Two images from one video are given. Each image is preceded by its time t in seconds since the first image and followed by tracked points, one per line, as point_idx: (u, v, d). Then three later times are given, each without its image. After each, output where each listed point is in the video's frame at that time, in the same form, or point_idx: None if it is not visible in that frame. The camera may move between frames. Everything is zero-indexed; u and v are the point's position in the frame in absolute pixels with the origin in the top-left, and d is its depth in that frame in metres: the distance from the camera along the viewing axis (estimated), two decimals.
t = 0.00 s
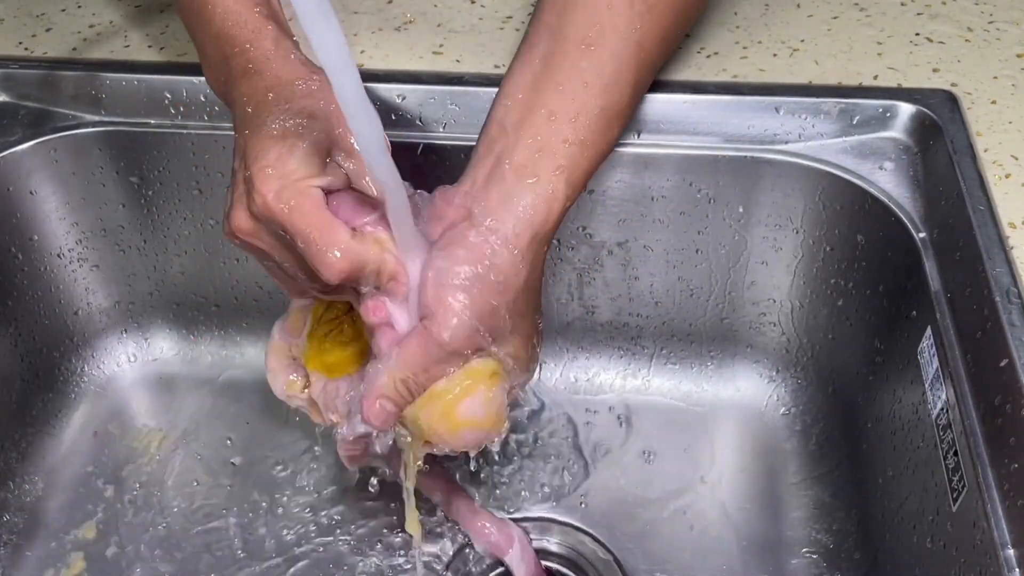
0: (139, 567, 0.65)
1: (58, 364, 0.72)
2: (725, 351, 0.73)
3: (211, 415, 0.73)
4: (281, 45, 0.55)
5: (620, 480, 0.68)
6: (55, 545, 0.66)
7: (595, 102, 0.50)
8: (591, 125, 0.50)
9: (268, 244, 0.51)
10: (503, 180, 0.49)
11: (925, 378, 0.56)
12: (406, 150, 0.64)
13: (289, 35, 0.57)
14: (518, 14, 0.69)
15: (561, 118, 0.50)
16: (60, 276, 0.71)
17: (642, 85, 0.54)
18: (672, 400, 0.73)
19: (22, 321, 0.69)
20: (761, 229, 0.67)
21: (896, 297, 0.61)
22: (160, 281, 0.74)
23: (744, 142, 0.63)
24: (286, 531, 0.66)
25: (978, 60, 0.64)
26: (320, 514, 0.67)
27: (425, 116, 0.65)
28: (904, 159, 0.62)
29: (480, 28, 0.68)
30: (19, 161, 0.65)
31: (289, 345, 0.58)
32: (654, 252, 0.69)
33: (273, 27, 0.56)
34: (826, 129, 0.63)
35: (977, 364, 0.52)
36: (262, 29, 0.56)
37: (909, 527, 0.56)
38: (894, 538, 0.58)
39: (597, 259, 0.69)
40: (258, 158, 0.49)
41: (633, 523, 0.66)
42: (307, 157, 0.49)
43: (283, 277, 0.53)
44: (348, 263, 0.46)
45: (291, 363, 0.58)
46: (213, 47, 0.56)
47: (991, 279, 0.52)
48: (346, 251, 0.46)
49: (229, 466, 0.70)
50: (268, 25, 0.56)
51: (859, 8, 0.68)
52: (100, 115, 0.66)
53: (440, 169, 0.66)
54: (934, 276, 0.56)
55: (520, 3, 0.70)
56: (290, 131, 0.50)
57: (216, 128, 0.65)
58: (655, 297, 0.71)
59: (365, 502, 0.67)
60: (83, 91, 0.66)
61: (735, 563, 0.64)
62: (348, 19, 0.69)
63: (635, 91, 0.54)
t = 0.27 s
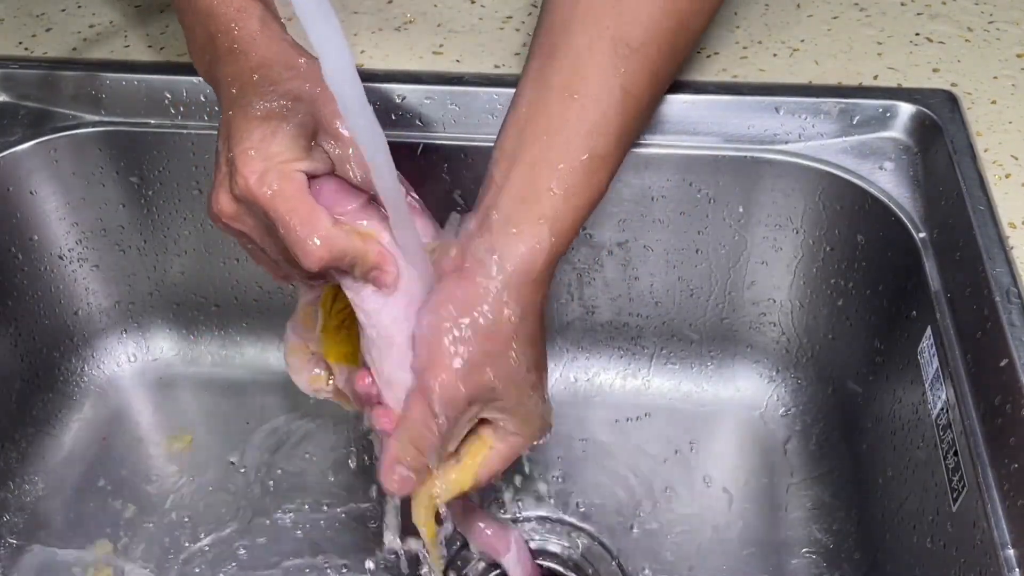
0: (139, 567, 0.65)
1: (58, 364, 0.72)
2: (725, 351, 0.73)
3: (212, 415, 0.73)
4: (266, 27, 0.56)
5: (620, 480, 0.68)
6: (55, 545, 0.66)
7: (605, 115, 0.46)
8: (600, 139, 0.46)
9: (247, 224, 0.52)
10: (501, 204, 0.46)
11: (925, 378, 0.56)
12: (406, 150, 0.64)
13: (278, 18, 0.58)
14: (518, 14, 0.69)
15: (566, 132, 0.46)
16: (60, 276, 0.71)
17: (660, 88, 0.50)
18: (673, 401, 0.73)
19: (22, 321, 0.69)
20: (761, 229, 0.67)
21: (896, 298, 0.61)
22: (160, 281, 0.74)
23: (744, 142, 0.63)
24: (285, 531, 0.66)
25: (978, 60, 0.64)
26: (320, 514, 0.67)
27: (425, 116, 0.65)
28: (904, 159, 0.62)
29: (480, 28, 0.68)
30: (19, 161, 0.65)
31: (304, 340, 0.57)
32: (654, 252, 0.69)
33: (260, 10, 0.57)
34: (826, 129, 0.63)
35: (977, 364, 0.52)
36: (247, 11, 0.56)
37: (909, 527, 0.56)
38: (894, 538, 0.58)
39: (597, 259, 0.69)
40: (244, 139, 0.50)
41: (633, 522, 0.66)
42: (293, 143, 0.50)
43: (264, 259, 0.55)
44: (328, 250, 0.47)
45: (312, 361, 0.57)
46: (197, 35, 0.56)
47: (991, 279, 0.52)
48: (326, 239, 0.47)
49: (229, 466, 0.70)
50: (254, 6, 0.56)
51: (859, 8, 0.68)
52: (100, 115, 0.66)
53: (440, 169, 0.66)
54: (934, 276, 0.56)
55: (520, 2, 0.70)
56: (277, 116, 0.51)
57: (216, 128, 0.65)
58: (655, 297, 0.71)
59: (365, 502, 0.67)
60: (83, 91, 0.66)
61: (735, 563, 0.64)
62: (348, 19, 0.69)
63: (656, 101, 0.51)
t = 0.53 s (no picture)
0: (140, 567, 0.65)
1: (58, 364, 0.72)
2: (725, 351, 0.73)
3: (212, 415, 0.73)
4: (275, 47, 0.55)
5: (620, 480, 0.68)
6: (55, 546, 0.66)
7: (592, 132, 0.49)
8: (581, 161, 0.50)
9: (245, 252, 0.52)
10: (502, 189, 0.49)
11: (925, 378, 0.56)
12: (407, 150, 0.64)
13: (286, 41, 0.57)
14: (518, 14, 0.69)
15: (552, 150, 0.49)
16: (60, 276, 0.71)
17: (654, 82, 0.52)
18: (673, 400, 0.73)
19: (22, 322, 0.68)
20: (761, 229, 0.67)
21: (896, 297, 0.61)
22: (160, 281, 0.74)
23: (744, 142, 0.63)
24: (285, 531, 0.66)
25: (978, 60, 0.64)
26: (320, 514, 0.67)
27: (424, 116, 0.65)
28: (904, 159, 0.62)
29: (480, 28, 0.68)
30: (19, 161, 0.65)
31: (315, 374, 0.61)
32: (653, 252, 0.69)
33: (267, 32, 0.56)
34: (826, 129, 0.63)
35: (977, 364, 0.52)
36: (257, 30, 0.55)
37: (909, 527, 0.56)
38: (894, 538, 0.58)
39: (597, 259, 0.69)
40: (247, 158, 0.49)
41: (633, 522, 0.66)
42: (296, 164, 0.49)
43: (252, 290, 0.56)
44: (309, 293, 0.46)
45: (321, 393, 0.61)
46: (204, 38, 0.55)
47: (991, 279, 0.52)
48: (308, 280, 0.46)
49: (229, 466, 0.70)
50: (262, 24, 0.56)
51: (859, 8, 0.68)
52: (100, 115, 0.66)
53: (440, 169, 0.66)
54: (934, 276, 0.56)
55: (519, 2, 0.70)
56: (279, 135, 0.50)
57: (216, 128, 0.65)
58: (655, 297, 0.71)
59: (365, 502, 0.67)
60: (83, 91, 0.66)
61: (735, 563, 0.64)
62: (348, 19, 0.69)
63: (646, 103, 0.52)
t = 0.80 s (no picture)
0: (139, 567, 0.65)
1: (58, 364, 0.72)
2: (725, 351, 0.73)
3: (211, 415, 0.73)
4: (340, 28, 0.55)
5: (620, 480, 0.68)
6: (54, 546, 0.66)
7: (555, 126, 0.53)
8: (548, 154, 0.53)
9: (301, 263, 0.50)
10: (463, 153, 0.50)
11: (925, 378, 0.56)
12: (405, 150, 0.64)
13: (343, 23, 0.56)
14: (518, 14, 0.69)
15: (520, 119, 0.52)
16: (60, 276, 0.71)
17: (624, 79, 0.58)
18: (673, 400, 0.73)
19: (22, 321, 0.68)
20: (761, 229, 0.67)
21: (896, 297, 0.61)
22: (160, 281, 0.74)
23: (744, 142, 0.63)
24: (285, 531, 0.66)
25: (978, 60, 0.64)
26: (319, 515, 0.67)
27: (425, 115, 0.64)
28: (904, 159, 0.62)
29: (480, 29, 0.68)
30: (19, 161, 0.65)
31: (302, 454, 0.58)
32: (653, 253, 0.69)
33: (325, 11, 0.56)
34: (826, 129, 0.63)
35: (977, 364, 0.52)
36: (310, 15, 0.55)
37: (909, 527, 0.56)
38: (894, 537, 0.58)
39: (596, 259, 0.69)
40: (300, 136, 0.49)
41: (633, 522, 0.66)
42: (359, 181, 0.46)
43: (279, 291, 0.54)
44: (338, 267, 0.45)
45: (307, 474, 0.59)
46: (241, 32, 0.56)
47: (991, 279, 0.52)
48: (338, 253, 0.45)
49: (229, 466, 0.70)
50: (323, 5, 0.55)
51: (859, 9, 0.68)
52: (100, 115, 0.66)
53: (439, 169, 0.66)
54: (933, 276, 0.56)
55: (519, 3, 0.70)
56: (335, 139, 0.48)
57: (216, 128, 0.65)
58: (655, 297, 0.71)
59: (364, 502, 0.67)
60: (83, 91, 0.66)
61: (735, 563, 0.64)
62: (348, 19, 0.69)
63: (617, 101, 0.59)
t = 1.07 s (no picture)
0: (139, 567, 0.65)
1: (58, 364, 0.72)
2: (725, 350, 0.73)
3: (212, 416, 0.73)
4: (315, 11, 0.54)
5: (620, 480, 0.68)
6: (54, 546, 0.66)
7: (555, 139, 0.57)
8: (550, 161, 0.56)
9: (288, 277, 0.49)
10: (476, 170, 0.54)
11: (925, 378, 0.56)
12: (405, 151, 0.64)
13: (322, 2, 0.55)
14: (518, 14, 0.69)
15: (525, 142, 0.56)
16: (60, 276, 0.71)
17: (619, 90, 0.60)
18: (673, 400, 0.73)
19: (22, 322, 0.68)
20: (761, 229, 0.67)
21: (896, 297, 0.61)
22: (160, 281, 0.74)
23: (744, 142, 0.63)
24: (285, 531, 0.66)
25: (978, 60, 0.64)
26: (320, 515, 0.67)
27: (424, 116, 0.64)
28: (904, 159, 0.62)
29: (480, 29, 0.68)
30: (19, 161, 0.65)
31: (353, 503, 0.56)
32: (653, 252, 0.69)
33: None
34: (826, 129, 0.63)
35: (977, 364, 0.52)
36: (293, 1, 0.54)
37: (909, 527, 0.56)
38: (893, 537, 0.58)
39: (596, 259, 0.69)
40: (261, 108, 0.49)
41: (633, 521, 0.66)
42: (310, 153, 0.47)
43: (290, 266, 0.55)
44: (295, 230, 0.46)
45: (360, 523, 0.57)
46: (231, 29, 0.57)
47: (991, 279, 0.52)
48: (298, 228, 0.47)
49: (229, 466, 0.70)
50: None
51: (859, 8, 0.68)
52: (100, 115, 0.66)
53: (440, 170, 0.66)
54: (933, 276, 0.56)
55: (519, 3, 0.70)
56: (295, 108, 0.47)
57: (216, 128, 0.65)
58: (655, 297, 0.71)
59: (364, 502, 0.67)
60: (83, 91, 0.66)
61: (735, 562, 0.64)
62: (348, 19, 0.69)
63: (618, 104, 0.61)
